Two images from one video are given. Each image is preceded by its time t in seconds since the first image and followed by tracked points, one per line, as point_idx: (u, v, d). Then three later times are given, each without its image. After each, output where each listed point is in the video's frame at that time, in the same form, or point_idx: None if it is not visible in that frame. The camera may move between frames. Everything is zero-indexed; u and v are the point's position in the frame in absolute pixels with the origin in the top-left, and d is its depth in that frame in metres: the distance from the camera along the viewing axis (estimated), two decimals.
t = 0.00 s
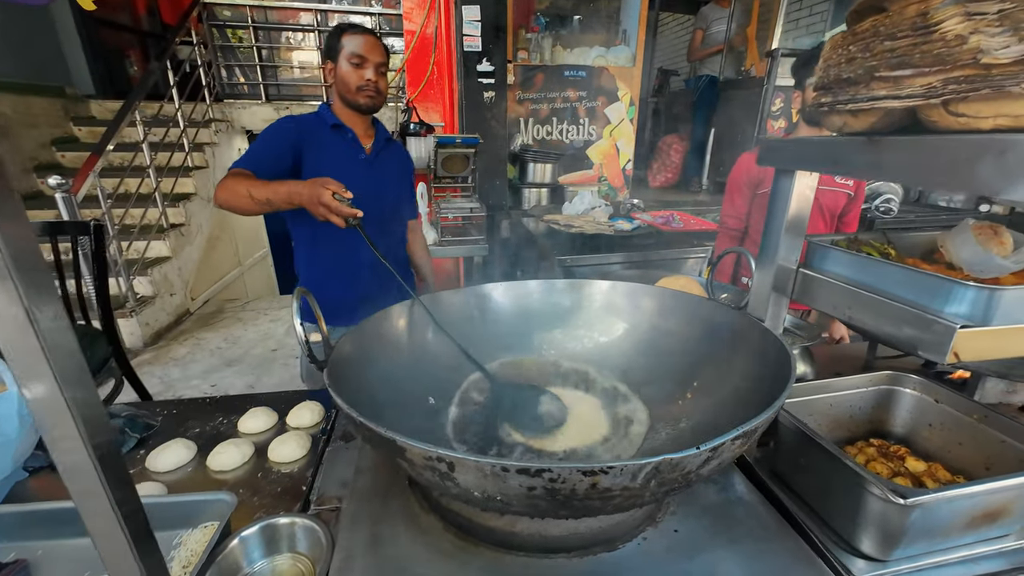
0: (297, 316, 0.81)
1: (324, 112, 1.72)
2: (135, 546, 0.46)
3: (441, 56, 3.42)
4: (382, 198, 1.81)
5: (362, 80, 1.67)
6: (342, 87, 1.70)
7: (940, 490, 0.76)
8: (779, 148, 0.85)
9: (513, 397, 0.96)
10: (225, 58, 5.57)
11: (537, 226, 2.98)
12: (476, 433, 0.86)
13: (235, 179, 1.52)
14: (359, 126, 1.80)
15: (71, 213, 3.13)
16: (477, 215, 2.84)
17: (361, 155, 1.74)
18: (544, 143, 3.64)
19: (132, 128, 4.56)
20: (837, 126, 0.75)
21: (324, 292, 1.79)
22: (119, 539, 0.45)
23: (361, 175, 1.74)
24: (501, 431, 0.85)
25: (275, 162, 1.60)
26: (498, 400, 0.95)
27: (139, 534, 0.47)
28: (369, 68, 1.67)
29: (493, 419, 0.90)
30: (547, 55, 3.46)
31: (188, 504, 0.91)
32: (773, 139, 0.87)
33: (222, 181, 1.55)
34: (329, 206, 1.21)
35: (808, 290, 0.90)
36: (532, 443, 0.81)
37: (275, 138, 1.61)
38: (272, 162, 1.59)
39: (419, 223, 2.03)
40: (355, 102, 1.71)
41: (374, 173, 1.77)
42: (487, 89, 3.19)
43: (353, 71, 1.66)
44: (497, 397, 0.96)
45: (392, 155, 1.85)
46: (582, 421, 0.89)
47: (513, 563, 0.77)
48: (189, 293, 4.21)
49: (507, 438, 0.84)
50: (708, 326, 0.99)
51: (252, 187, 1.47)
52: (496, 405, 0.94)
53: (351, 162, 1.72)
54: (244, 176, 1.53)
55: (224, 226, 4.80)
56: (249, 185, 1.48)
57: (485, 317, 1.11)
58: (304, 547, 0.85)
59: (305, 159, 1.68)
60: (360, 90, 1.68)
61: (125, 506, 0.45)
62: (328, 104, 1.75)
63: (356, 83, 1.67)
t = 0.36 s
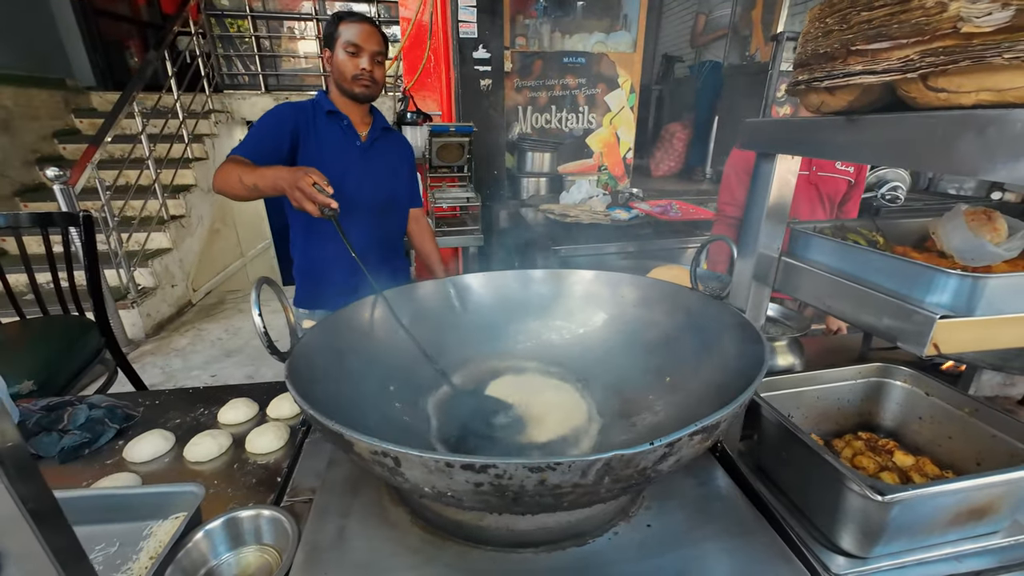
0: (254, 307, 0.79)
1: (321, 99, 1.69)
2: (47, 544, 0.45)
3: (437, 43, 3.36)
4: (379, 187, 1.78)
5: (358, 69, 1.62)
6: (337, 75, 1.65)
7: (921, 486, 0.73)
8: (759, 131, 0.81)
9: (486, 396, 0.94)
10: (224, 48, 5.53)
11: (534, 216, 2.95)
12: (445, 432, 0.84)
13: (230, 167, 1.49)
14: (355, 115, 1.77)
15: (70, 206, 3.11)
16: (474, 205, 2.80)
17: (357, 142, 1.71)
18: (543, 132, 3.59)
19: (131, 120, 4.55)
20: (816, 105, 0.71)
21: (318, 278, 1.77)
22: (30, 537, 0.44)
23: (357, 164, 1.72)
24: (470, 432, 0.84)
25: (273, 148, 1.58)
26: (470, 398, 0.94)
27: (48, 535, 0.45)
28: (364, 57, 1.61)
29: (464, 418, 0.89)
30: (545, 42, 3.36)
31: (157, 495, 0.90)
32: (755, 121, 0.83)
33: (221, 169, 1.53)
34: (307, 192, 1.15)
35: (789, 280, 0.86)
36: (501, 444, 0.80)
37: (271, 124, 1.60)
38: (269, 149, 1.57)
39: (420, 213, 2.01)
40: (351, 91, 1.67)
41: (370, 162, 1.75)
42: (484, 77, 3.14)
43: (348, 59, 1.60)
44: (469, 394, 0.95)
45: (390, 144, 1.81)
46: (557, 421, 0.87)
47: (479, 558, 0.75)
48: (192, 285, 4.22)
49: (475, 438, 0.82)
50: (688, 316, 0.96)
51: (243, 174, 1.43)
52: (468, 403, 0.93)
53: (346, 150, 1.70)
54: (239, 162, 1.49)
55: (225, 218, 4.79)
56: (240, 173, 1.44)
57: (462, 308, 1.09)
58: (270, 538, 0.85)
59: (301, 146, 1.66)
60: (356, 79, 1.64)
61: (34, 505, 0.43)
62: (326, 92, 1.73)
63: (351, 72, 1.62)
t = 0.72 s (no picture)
0: (237, 292, 0.80)
1: (307, 86, 1.68)
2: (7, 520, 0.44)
3: (447, 30, 3.32)
4: (369, 173, 1.78)
5: (331, 52, 1.60)
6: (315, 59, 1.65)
7: (918, 485, 0.70)
8: (757, 112, 0.78)
9: (476, 386, 0.94)
10: (239, 38, 5.57)
11: (543, 206, 2.91)
12: (432, 421, 0.84)
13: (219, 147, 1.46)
14: (343, 101, 1.76)
15: (89, 193, 3.15)
16: (481, 194, 2.79)
17: (346, 129, 1.71)
18: (553, 121, 3.54)
19: (149, 110, 4.61)
20: (814, 85, 0.68)
21: (314, 267, 1.78)
22: None
23: (347, 150, 1.71)
24: (456, 422, 0.84)
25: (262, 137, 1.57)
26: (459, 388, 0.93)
27: (13, 522, 0.45)
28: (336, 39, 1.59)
29: (451, 407, 0.88)
30: (557, 28, 3.31)
31: (150, 474, 0.90)
32: (753, 102, 0.80)
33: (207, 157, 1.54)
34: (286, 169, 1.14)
35: (786, 270, 0.83)
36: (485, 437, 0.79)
37: (257, 114, 1.59)
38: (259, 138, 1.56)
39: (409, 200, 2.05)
40: (328, 75, 1.66)
41: (360, 148, 1.74)
42: (494, 64, 3.08)
43: (322, 42, 1.59)
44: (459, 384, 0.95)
45: (380, 129, 1.82)
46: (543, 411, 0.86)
47: (459, 545, 0.75)
48: (208, 272, 4.29)
49: (461, 429, 0.82)
50: (681, 306, 0.93)
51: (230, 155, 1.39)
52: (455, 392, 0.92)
53: (337, 137, 1.69)
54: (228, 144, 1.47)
55: (241, 206, 4.81)
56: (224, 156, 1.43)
57: (454, 296, 1.08)
58: (257, 519, 0.86)
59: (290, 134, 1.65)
60: (330, 62, 1.63)
61: None
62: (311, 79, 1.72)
63: (325, 55, 1.61)
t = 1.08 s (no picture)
0: (236, 283, 0.80)
1: (305, 78, 1.65)
2: None
3: (461, 18, 3.26)
4: (373, 163, 1.76)
5: (304, 36, 1.59)
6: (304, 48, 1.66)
7: (946, 499, 0.66)
8: (782, 96, 0.73)
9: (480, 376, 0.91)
10: (256, 26, 5.57)
11: (556, 197, 2.86)
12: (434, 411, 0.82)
13: (246, 186, 1.51)
14: (341, 90, 1.73)
15: (108, 179, 3.21)
16: (493, 185, 2.79)
17: (347, 119, 1.68)
18: (569, 110, 3.48)
19: (167, 99, 4.65)
20: (845, 66, 0.63)
21: (320, 261, 1.77)
22: None
23: (349, 142, 1.69)
24: (458, 414, 0.82)
25: (262, 134, 1.54)
26: (463, 378, 0.91)
27: None
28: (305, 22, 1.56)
29: (454, 398, 0.86)
30: (574, 14, 3.23)
31: (152, 462, 0.88)
32: (778, 86, 0.75)
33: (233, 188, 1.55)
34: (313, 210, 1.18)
35: (809, 267, 0.79)
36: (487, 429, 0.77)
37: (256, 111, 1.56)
38: (260, 135, 1.54)
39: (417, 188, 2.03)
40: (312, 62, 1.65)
41: (362, 138, 1.71)
42: (508, 52, 3.00)
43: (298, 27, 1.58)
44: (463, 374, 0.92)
45: (383, 115, 1.79)
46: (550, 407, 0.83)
47: (458, 545, 0.73)
48: (225, 260, 4.33)
49: (463, 422, 0.80)
50: (695, 303, 0.90)
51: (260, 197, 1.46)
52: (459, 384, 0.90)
53: (338, 129, 1.67)
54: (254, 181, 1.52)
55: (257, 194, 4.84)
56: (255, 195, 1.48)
57: (460, 288, 1.06)
58: (256, 510, 0.85)
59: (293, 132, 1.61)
60: (307, 48, 1.61)
61: None
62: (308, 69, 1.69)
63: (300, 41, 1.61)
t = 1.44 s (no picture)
0: (238, 279, 0.77)
1: (310, 67, 1.62)
2: None
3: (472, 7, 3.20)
4: (381, 155, 1.72)
5: (333, 32, 1.54)
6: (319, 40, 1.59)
7: (985, 522, 0.63)
8: (820, 88, 0.68)
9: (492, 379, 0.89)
10: (264, 14, 5.51)
11: (566, 190, 2.81)
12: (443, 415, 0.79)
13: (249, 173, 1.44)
14: (349, 80, 1.68)
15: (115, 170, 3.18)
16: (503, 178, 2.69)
17: (354, 110, 1.64)
18: (580, 102, 3.42)
19: (174, 87, 4.62)
20: (894, 57, 0.58)
21: (328, 254, 1.74)
22: None
23: (356, 133, 1.65)
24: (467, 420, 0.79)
25: (267, 125, 1.51)
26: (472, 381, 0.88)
27: None
28: (336, 18, 1.51)
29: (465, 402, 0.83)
30: (586, 3, 3.15)
31: (155, 461, 0.86)
32: (815, 78, 0.70)
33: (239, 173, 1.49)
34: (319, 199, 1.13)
35: (842, 272, 0.76)
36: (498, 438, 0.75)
37: (261, 101, 1.52)
38: (265, 126, 1.51)
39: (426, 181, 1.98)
40: (330, 55, 1.60)
41: (369, 130, 1.68)
42: (519, 42, 2.93)
43: (323, 21, 1.52)
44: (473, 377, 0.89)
45: (391, 107, 1.75)
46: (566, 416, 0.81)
47: (467, 556, 0.70)
48: (232, 250, 4.31)
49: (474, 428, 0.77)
50: (717, 306, 0.86)
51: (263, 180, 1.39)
52: (470, 388, 0.88)
53: (344, 120, 1.63)
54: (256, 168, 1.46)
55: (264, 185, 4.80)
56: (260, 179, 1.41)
57: (470, 285, 1.03)
58: (260, 513, 0.83)
59: (297, 120, 1.58)
60: (333, 44, 1.57)
61: None
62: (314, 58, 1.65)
63: (327, 36, 1.55)
